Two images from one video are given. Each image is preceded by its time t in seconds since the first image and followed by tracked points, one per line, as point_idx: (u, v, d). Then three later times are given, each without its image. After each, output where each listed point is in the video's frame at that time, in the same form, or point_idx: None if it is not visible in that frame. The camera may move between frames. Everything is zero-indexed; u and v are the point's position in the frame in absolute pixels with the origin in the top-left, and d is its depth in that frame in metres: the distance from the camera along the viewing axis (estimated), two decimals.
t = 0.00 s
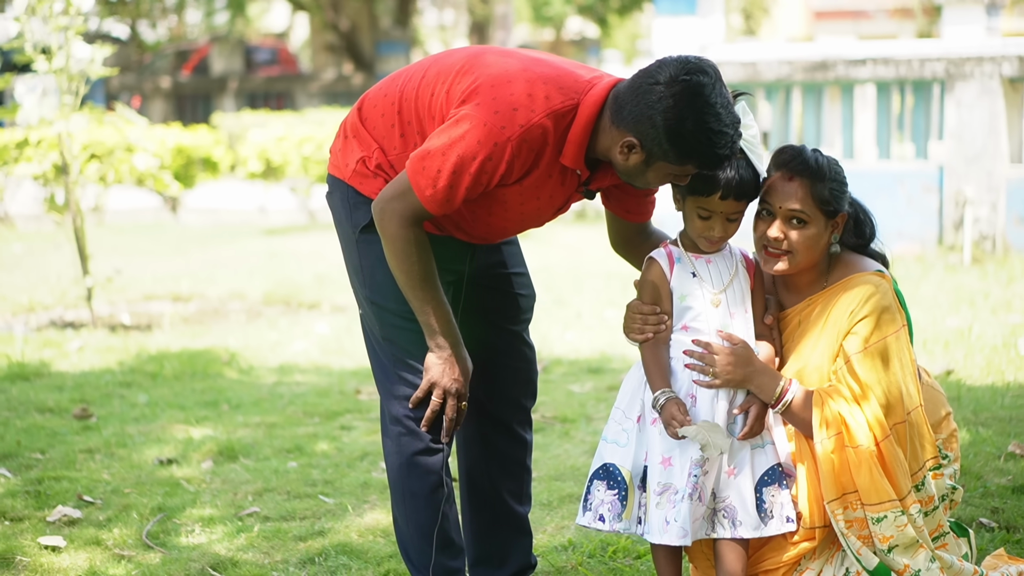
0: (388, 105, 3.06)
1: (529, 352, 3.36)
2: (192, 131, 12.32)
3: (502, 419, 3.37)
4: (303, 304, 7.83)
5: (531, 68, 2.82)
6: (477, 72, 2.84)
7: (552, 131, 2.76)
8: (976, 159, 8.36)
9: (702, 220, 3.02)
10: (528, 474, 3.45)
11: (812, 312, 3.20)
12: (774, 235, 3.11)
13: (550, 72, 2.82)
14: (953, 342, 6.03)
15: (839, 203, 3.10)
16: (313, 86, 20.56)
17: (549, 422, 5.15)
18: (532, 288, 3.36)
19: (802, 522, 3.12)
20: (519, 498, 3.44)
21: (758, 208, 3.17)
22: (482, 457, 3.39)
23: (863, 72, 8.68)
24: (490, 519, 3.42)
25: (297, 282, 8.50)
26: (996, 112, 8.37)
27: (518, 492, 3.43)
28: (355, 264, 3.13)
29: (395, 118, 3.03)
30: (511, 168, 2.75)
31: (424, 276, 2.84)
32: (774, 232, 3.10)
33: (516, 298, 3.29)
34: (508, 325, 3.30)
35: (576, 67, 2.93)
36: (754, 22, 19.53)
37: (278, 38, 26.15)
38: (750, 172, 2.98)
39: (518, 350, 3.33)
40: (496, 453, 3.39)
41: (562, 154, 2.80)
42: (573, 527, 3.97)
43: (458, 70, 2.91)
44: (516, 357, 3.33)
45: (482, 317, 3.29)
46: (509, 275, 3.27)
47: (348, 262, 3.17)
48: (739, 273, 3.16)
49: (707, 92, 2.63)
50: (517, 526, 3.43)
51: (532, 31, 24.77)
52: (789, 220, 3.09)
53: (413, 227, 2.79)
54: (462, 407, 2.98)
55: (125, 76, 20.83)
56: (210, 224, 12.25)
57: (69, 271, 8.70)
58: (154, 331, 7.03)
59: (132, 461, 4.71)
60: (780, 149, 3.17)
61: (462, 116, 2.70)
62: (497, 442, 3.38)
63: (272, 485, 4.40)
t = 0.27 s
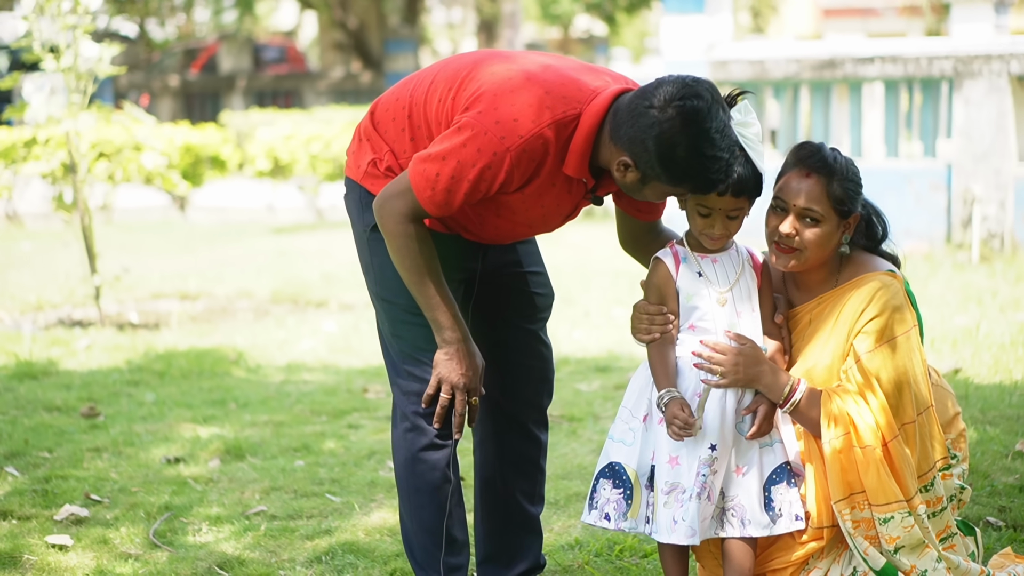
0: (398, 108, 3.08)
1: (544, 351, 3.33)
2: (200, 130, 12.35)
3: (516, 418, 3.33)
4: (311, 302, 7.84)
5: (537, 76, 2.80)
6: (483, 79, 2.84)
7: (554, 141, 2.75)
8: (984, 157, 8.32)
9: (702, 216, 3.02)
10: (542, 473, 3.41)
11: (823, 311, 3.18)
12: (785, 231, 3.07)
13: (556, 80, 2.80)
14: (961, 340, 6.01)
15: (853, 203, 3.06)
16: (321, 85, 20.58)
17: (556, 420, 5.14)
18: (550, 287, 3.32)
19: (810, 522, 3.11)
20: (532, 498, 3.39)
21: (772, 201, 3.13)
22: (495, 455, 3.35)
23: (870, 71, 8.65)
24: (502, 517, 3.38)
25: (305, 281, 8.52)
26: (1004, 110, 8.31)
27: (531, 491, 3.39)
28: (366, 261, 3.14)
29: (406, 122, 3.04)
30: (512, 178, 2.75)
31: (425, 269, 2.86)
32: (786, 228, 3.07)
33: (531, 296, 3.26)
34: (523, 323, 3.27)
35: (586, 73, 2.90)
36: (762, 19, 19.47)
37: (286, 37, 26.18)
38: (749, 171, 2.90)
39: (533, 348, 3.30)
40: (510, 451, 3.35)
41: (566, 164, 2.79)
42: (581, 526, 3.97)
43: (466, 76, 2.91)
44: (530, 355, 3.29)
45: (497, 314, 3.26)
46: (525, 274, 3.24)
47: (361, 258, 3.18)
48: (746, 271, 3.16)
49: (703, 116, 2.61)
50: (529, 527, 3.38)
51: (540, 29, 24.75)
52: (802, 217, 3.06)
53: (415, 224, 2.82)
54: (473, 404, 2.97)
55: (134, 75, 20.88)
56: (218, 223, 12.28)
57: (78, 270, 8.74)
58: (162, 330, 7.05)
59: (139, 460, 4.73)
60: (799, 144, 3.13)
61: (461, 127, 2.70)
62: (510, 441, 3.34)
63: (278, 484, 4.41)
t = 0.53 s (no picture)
0: (405, 112, 3.10)
1: (540, 345, 3.32)
2: (206, 127, 12.36)
3: (512, 410, 3.30)
4: (316, 299, 7.84)
5: (541, 101, 2.75)
6: (491, 99, 2.81)
7: (553, 173, 2.71)
8: (990, 154, 8.23)
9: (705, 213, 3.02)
10: (540, 466, 3.37)
11: (825, 308, 3.17)
12: (788, 230, 3.06)
13: (561, 106, 2.75)
14: (966, 337, 6.00)
15: (852, 196, 3.05)
16: (328, 82, 20.58)
17: (559, 417, 5.13)
18: (549, 283, 3.32)
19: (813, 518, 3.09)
20: (530, 491, 3.35)
21: (770, 203, 3.13)
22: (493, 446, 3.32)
23: (877, 68, 8.62)
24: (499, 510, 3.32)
25: (310, 278, 8.52)
26: (1010, 107, 8.23)
27: (529, 484, 3.34)
28: (371, 257, 3.18)
29: (411, 128, 3.06)
30: (509, 207, 2.74)
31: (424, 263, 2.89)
32: (788, 228, 3.05)
33: (529, 290, 3.25)
34: (520, 316, 3.25)
35: (592, 96, 2.85)
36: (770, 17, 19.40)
37: (293, 34, 26.19)
38: (750, 166, 2.97)
39: (530, 341, 3.29)
40: (508, 443, 3.31)
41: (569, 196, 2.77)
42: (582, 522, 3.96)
43: (474, 91, 2.88)
44: (526, 348, 3.28)
45: (494, 308, 3.25)
46: (525, 270, 3.25)
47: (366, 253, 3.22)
48: (748, 266, 3.15)
49: (687, 190, 2.59)
50: (528, 517, 3.33)
51: (547, 26, 24.72)
52: (803, 215, 3.04)
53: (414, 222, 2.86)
54: (488, 388, 2.98)
55: (142, 73, 20.89)
56: (224, 220, 12.29)
57: (83, 266, 8.75)
58: (167, 327, 7.06)
59: (143, 456, 4.74)
60: (790, 143, 3.13)
61: (460, 160, 2.68)
62: (506, 431, 3.31)
63: (281, 480, 4.41)
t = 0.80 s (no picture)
0: (400, 124, 3.08)
1: (533, 339, 3.32)
2: (208, 125, 12.35)
3: (507, 405, 3.30)
4: (316, 296, 7.84)
5: (536, 138, 2.75)
6: (485, 131, 2.80)
7: (547, 216, 2.76)
8: (991, 151, 8.22)
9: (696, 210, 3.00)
10: (534, 460, 3.36)
11: (813, 305, 3.18)
12: (778, 227, 3.05)
13: (555, 144, 2.75)
14: (965, 334, 5.99)
15: (841, 194, 3.05)
16: (331, 80, 20.57)
17: (556, 414, 5.12)
18: (536, 280, 3.32)
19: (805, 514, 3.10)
20: (525, 485, 3.34)
21: (760, 198, 3.12)
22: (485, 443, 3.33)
23: (877, 66, 8.56)
24: (494, 506, 3.30)
25: (310, 275, 8.52)
26: (1011, 104, 8.24)
27: (523, 478, 3.33)
28: (359, 265, 3.19)
29: (406, 143, 3.05)
30: (504, 244, 2.79)
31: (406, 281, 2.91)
32: (778, 225, 3.05)
33: (517, 288, 3.26)
34: (510, 314, 3.27)
35: (588, 126, 2.84)
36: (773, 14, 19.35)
37: (297, 33, 26.19)
38: (741, 164, 2.96)
39: (520, 338, 3.29)
40: (501, 437, 3.31)
41: (567, 232, 2.82)
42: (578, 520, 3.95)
43: (469, 120, 2.87)
44: (517, 347, 3.29)
45: (484, 305, 3.25)
46: (510, 270, 3.24)
47: (355, 263, 3.22)
48: (737, 264, 3.15)
49: (670, 220, 2.64)
50: (525, 512, 3.31)
51: (550, 23, 24.70)
52: (794, 212, 3.04)
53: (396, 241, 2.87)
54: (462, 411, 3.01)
55: (146, 71, 20.91)
56: (226, 218, 12.29)
57: (84, 264, 8.76)
58: (167, 324, 7.07)
59: (139, 453, 4.74)
60: (782, 139, 3.11)
61: (455, 201, 2.70)
62: (502, 425, 3.31)
63: (277, 478, 4.41)
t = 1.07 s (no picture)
0: (394, 119, 3.10)
1: (523, 334, 3.33)
2: (208, 121, 12.34)
3: (497, 400, 3.31)
4: (313, 292, 7.84)
5: (529, 132, 2.76)
6: (479, 126, 2.81)
7: (541, 210, 2.77)
8: (991, 147, 8.20)
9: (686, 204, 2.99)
10: (523, 455, 3.38)
11: (798, 300, 3.21)
12: (766, 219, 3.05)
13: (548, 138, 2.76)
14: (962, 330, 5.99)
15: (830, 190, 3.06)
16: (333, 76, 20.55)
17: (550, 410, 5.12)
18: (526, 276, 3.34)
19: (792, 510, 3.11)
20: (514, 480, 3.35)
21: (748, 191, 3.11)
22: (474, 438, 3.32)
23: (877, 61, 8.53)
24: (484, 499, 3.30)
25: (309, 271, 8.52)
26: (1010, 100, 8.22)
27: (513, 473, 3.34)
28: (350, 259, 3.19)
29: (400, 137, 3.08)
30: (497, 238, 2.80)
31: (400, 274, 2.92)
32: (766, 217, 3.04)
33: (508, 282, 3.26)
34: (501, 309, 3.26)
35: (581, 120, 2.85)
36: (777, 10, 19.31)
37: (300, 28, 26.20)
38: (733, 158, 2.96)
39: (512, 332, 3.30)
40: (491, 432, 3.31)
41: (562, 225, 2.83)
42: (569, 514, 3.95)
43: (464, 114, 2.88)
44: (509, 341, 3.29)
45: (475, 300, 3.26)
46: (503, 264, 3.25)
47: (346, 257, 3.23)
48: (722, 258, 3.15)
49: (668, 204, 2.69)
50: (513, 507, 3.31)
51: (552, 19, 24.66)
52: (782, 205, 3.04)
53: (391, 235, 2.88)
54: (456, 403, 3.00)
55: (148, 67, 20.91)
56: (226, 213, 12.29)
57: (82, 260, 8.76)
58: (164, 320, 7.08)
59: (133, 448, 4.75)
60: (771, 133, 3.11)
61: (448, 193, 2.73)
62: (492, 420, 3.31)
63: (269, 473, 4.42)
